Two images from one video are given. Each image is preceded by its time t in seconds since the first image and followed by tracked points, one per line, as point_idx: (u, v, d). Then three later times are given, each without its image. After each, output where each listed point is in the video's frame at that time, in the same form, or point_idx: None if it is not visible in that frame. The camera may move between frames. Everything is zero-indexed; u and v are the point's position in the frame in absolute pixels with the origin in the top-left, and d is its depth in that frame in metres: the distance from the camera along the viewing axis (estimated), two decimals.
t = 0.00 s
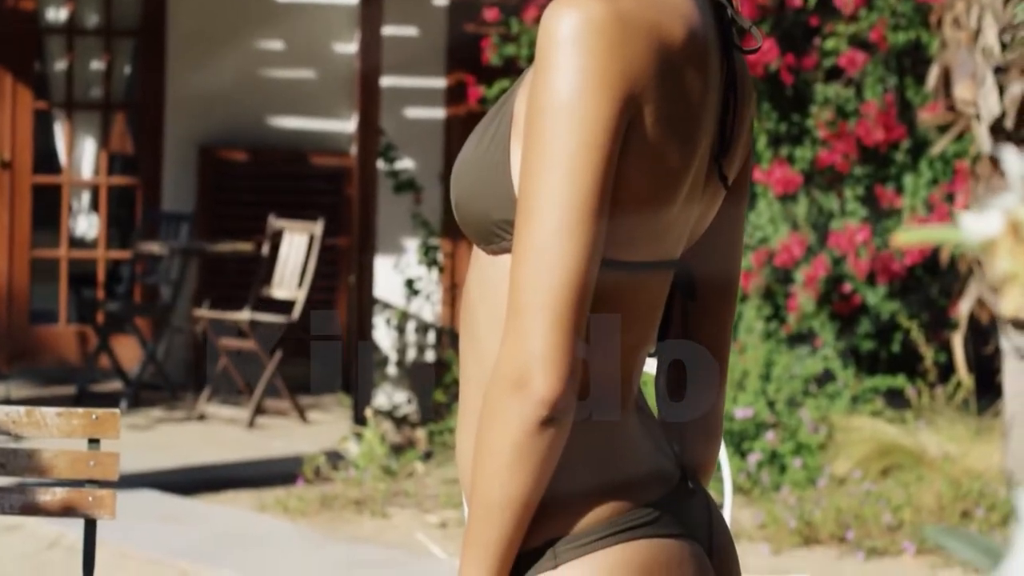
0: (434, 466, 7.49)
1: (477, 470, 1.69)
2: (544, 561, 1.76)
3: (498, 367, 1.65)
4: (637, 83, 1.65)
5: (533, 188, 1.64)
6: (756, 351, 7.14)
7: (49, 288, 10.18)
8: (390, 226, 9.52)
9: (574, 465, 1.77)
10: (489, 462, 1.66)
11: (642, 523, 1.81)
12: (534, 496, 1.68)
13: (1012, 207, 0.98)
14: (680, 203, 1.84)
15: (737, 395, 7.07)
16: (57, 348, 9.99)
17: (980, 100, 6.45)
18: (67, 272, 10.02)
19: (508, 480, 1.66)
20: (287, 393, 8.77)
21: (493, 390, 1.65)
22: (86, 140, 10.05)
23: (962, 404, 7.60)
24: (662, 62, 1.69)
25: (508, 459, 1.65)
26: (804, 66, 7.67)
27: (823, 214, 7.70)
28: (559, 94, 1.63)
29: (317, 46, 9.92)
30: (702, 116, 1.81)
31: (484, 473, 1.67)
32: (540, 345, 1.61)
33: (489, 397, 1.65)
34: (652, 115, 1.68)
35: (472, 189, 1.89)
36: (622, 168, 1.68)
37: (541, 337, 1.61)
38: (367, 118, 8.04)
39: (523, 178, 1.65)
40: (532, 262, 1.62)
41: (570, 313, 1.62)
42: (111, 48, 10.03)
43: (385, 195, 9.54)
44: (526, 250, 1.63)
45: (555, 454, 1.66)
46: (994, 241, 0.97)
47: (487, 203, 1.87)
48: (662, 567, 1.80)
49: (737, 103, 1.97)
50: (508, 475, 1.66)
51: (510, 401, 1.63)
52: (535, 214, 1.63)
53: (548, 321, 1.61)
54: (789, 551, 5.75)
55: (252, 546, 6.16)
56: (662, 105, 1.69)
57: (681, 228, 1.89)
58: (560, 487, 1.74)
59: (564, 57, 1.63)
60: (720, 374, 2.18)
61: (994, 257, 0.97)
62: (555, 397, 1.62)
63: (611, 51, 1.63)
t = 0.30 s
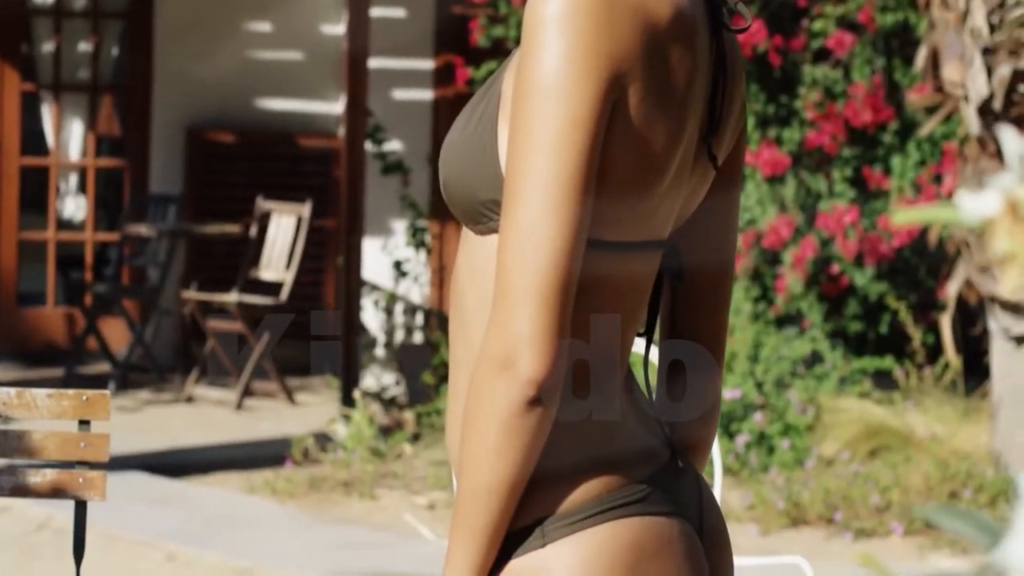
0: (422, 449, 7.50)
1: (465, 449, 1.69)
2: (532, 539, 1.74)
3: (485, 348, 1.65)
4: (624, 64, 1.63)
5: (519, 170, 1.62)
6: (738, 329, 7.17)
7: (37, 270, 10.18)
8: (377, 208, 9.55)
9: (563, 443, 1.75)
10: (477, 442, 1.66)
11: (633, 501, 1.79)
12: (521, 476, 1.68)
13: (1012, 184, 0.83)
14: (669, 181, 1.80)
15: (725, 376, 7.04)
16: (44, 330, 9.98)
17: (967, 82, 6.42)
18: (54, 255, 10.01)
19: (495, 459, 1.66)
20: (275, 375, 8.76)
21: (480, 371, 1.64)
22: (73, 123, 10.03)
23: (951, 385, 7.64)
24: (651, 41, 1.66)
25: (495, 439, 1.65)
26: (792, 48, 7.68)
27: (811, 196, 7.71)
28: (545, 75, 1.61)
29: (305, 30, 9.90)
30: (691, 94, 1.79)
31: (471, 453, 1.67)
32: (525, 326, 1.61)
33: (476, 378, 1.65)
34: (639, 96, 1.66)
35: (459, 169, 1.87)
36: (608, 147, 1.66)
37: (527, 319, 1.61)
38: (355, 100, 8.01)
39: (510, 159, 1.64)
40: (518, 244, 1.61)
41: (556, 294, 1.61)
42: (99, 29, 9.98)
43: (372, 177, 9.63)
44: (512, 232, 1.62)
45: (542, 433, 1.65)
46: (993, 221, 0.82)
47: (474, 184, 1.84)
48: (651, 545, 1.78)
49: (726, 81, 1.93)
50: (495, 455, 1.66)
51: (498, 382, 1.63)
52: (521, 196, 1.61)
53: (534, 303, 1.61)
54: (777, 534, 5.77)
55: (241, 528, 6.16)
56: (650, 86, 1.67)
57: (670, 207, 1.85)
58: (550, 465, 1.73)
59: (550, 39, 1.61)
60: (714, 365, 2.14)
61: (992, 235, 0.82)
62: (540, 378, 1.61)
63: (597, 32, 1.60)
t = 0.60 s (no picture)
0: (408, 430, 7.49)
1: (452, 430, 1.69)
2: (521, 518, 1.72)
3: (472, 329, 1.64)
4: (606, 43, 1.61)
5: (503, 151, 1.61)
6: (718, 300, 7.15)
7: (22, 253, 10.16)
8: (363, 188, 9.49)
9: (552, 422, 1.73)
10: (464, 422, 1.66)
11: (624, 478, 1.75)
12: (509, 456, 1.67)
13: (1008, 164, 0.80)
14: (657, 157, 1.76)
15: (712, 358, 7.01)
16: (30, 312, 9.97)
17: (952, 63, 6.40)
18: (40, 237, 9.95)
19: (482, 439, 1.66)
20: (261, 357, 8.76)
21: (466, 353, 1.64)
22: (59, 105, 10.02)
23: (937, 366, 7.66)
24: (635, 18, 1.65)
25: (482, 419, 1.65)
26: (778, 29, 7.69)
27: (797, 177, 7.72)
28: (528, 56, 1.60)
29: (290, 11, 9.94)
30: (678, 71, 1.77)
31: (458, 433, 1.67)
32: (511, 306, 1.61)
33: (462, 358, 1.65)
34: (623, 76, 1.65)
35: (445, 147, 1.83)
36: (593, 129, 1.64)
37: (513, 299, 1.60)
38: (341, 81, 7.99)
39: (494, 140, 1.63)
40: (503, 224, 1.60)
41: (542, 274, 1.60)
42: (85, 11, 9.98)
43: (358, 159, 9.47)
44: (496, 213, 1.61)
45: (530, 412, 1.65)
46: (988, 200, 0.79)
47: (460, 162, 1.81)
48: (640, 524, 1.74)
49: (717, 56, 1.89)
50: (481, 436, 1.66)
51: (484, 363, 1.63)
52: (505, 178, 1.61)
53: (520, 283, 1.60)
54: (763, 515, 5.78)
55: (228, 511, 6.16)
56: (634, 64, 1.66)
57: (658, 183, 1.81)
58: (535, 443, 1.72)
59: (532, 20, 1.60)
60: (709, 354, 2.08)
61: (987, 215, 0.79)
62: (527, 357, 1.61)
63: (579, 13, 1.59)
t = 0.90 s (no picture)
0: (396, 416, 7.49)
1: (440, 412, 1.68)
2: (512, 502, 1.72)
3: (459, 313, 1.64)
4: (593, 25, 1.61)
5: (489, 135, 1.61)
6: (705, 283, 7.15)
7: (8, 239, 10.11)
8: (350, 173, 9.47)
9: (540, 406, 1.73)
10: (453, 407, 1.65)
11: (615, 462, 1.75)
12: (497, 439, 1.66)
13: (1004, 146, 0.82)
14: (643, 140, 1.76)
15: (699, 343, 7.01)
16: (17, 299, 9.91)
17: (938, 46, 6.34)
18: (26, 223, 9.91)
19: (469, 422, 1.65)
20: (248, 342, 8.75)
21: (454, 337, 1.64)
22: (45, 91, 9.97)
23: (923, 351, 7.68)
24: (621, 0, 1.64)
25: (470, 403, 1.64)
26: (765, 14, 7.68)
27: (784, 161, 7.71)
28: (515, 40, 1.60)
29: None
30: (665, 55, 1.76)
31: (446, 417, 1.66)
32: (499, 288, 1.60)
33: (450, 342, 1.64)
34: (609, 59, 1.64)
35: (431, 130, 1.81)
36: (578, 113, 1.64)
37: (501, 282, 1.60)
38: (328, 67, 7.97)
39: (480, 124, 1.63)
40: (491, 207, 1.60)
41: (529, 258, 1.60)
42: None
43: (345, 143, 9.47)
44: (484, 195, 1.61)
45: (517, 396, 1.64)
46: (985, 180, 0.81)
47: (447, 146, 1.79)
48: (631, 507, 1.73)
49: (703, 39, 1.88)
50: (469, 419, 1.65)
51: (471, 347, 1.62)
52: (492, 161, 1.60)
53: (508, 266, 1.60)
54: (750, 499, 5.80)
55: (216, 496, 6.16)
56: (621, 48, 1.66)
57: (645, 167, 1.80)
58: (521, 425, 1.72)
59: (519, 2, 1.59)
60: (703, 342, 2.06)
61: (982, 196, 0.81)
62: (516, 339, 1.60)
63: None
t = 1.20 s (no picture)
0: (382, 396, 7.47)
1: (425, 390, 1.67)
2: (502, 480, 1.71)
3: (445, 291, 1.63)
4: (577, 6, 1.62)
5: (475, 113, 1.61)
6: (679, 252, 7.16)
7: None
8: (336, 153, 9.48)
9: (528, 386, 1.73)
10: (439, 384, 1.65)
11: (604, 439, 1.74)
12: (484, 416, 1.66)
13: (997, 123, 0.93)
14: (629, 117, 1.74)
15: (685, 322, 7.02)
16: (4, 278, 9.91)
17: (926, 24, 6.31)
18: (11, 204, 9.89)
19: (455, 400, 1.64)
20: (233, 323, 8.75)
21: (440, 314, 1.63)
22: (31, 72, 9.97)
23: (909, 330, 7.70)
24: None
25: (457, 380, 1.64)
26: None
27: (769, 141, 7.73)
28: (500, 18, 1.60)
29: None
30: (651, 34, 1.75)
31: (433, 396, 1.66)
32: (485, 264, 1.60)
33: (436, 319, 1.64)
34: (594, 39, 1.65)
35: (419, 106, 1.78)
36: (564, 91, 1.64)
37: (487, 257, 1.60)
38: (312, 47, 7.92)
39: (466, 103, 1.63)
40: (477, 184, 1.60)
41: (515, 235, 1.60)
42: None
43: (331, 124, 9.48)
44: (470, 172, 1.60)
45: (503, 373, 1.64)
46: (981, 158, 0.93)
47: (435, 125, 1.76)
48: (620, 485, 1.72)
49: (688, 17, 1.85)
50: (456, 397, 1.64)
51: (458, 325, 1.62)
52: (478, 139, 1.60)
53: (494, 243, 1.60)
54: (737, 478, 5.82)
55: (202, 475, 6.16)
56: (606, 28, 1.66)
57: (631, 144, 1.78)
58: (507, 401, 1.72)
59: None
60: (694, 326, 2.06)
61: (981, 174, 0.93)
62: (502, 315, 1.61)
63: None
